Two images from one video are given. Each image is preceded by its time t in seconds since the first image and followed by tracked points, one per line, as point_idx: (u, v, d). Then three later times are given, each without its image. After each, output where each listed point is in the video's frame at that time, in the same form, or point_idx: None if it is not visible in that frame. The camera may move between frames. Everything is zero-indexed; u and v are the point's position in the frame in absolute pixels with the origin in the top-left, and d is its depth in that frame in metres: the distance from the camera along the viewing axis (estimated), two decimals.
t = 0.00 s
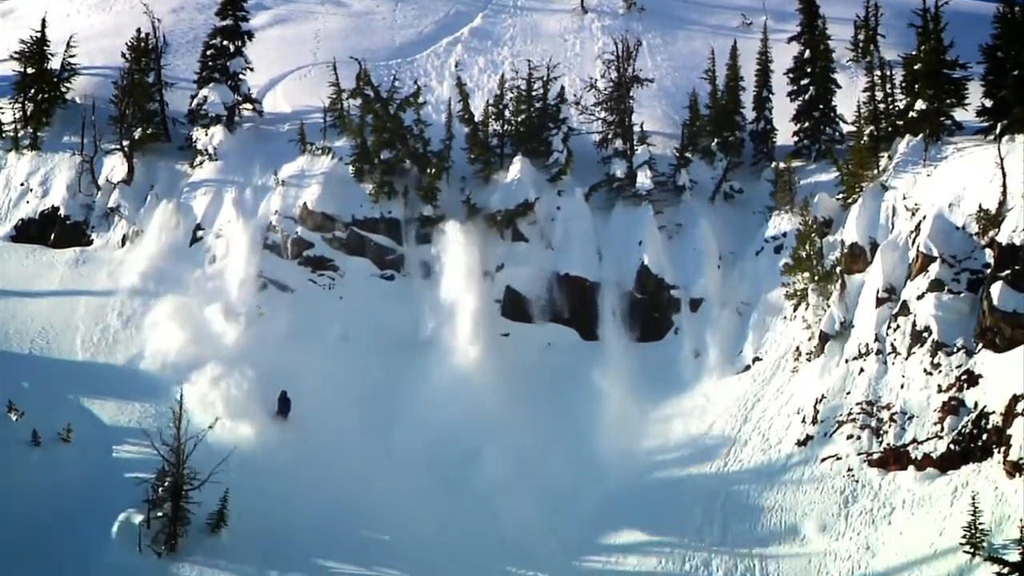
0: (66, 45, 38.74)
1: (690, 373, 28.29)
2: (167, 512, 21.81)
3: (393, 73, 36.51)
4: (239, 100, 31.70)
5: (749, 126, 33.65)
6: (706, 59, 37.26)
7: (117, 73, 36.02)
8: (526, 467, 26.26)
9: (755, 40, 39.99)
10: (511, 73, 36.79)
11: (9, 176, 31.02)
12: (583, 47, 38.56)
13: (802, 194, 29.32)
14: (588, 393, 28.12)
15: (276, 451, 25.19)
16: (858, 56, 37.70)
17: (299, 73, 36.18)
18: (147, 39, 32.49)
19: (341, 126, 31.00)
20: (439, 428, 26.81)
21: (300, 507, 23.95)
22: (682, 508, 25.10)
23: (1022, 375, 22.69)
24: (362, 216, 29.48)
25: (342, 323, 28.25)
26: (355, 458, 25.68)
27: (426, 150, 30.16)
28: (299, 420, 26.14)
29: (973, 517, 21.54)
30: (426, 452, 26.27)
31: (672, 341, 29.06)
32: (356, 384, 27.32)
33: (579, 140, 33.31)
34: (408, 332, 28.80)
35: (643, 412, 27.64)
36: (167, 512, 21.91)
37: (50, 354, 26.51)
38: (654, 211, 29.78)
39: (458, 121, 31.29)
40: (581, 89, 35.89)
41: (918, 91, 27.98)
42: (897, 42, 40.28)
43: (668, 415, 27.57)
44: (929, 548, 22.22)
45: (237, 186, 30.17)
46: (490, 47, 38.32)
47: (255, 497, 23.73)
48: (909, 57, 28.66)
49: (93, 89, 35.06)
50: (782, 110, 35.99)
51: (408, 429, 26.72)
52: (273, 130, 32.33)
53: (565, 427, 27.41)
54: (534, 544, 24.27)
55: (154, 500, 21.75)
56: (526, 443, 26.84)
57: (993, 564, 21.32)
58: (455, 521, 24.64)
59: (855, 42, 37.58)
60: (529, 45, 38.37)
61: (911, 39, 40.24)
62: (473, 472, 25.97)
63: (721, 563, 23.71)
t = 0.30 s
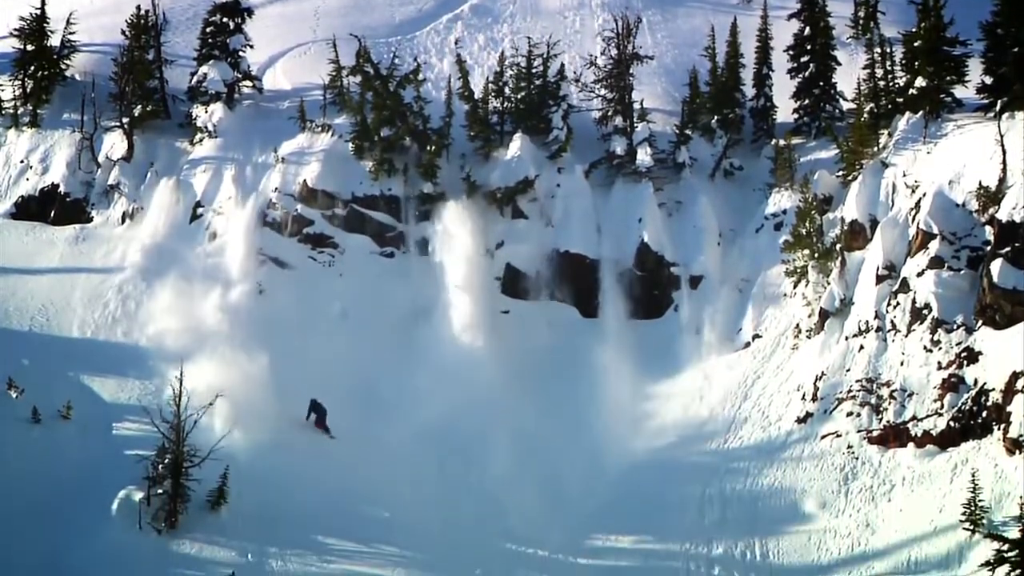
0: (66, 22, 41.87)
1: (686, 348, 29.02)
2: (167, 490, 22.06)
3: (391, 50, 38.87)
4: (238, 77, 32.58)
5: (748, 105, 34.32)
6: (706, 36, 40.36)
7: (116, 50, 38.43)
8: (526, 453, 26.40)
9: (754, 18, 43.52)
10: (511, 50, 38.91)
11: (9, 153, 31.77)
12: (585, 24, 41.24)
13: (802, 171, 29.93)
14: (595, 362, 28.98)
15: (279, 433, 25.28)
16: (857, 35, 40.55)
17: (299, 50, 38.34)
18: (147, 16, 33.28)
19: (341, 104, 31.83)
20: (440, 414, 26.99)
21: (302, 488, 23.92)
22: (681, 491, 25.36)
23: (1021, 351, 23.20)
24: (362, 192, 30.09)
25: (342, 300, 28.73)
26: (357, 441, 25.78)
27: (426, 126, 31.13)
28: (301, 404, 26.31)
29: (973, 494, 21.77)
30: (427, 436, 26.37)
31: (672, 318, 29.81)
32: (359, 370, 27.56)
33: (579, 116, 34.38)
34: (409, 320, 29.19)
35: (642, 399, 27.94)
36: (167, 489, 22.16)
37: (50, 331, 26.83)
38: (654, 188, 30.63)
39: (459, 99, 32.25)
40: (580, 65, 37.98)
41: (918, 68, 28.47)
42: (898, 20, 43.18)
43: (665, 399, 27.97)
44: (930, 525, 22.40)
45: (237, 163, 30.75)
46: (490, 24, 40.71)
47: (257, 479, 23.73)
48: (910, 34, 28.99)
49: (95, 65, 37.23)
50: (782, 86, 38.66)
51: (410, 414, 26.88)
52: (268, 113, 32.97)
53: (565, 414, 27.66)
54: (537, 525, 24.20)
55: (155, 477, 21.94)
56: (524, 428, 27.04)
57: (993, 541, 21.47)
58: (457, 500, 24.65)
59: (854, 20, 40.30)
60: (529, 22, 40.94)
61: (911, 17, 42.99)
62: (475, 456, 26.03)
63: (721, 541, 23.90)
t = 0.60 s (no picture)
0: None
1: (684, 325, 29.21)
2: (167, 467, 22.55)
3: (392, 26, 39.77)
4: (237, 54, 32.86)
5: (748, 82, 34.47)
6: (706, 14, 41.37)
7: (115, 26, 38.91)
8: (526, 433, 26.55)
9: None
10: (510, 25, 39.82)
11: (9, 131, 32.20)
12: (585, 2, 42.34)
13: (803, 148, 30.22)
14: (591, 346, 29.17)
15: (282, 414, 25.65)
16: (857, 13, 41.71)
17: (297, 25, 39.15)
18: None
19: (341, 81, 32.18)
20: (440, 394, 27.21)
21: (305, 467, 24.42)
22: (680, 469, 25.48)
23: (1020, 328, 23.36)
24: (363, 169, 30.52)
25: (342, 278, 29.07)
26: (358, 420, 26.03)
27: (426, 104, 31.52)
28: (306, 384, 26.66)
29: (974, 472, 22.02)
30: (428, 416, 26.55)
31: (672, 296, 30.05)
32: (361, 352, 27.85)
33: (579, 95, 34.60)
34: (411, 302, 29.44)
35: (641, 376, 28.17)
36: (166, 467, 22.65)
37: (50, 308, 27.31)
38: (654, 166, 30.84)
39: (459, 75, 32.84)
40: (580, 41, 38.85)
41: (919, 46, 28.59)
42: None
43: (664, 379, 28.16)
44: (930, 501, 22.78)
45: (237, 140, 31.05)
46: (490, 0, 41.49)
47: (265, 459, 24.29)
48: (911, 11, 29.37)
49: (94, 41, 37.79)
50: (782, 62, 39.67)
51: (411, 394, 27.06)
52: (269, 87, 33.39)
53: (564, 394, 27.83)
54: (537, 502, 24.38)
55: (155, 455, 22.59)
56: (525, 407, 27.26)
57: (992, 518, 21.88)
58: (460, 477, 24.96)
59: None
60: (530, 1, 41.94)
61: None
62: (475, 436, 26.20)
63: (721, 517, 24.12)
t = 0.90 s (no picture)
0: None
1: (682, 298, 29.65)
2: (167, 443, 23.63)
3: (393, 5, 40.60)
4: (238, 30, 33.57)
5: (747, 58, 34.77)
6: None
7: (113, 3, 39.24)
8: (525, 414, 26.89)
9: None
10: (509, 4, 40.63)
11: (9, 108, 32.60)
12: None
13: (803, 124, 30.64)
14: (589, 327, 29.43)
15: (287, 402, 26.21)
16: None
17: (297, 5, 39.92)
18: None
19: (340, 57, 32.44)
20: (440, 375, 27.63)
21: (312, 444, 25.32)
22: (677, 447, 25.81)
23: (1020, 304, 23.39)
24: (362, 146, 30.99)
25: (342, 254, 29.70)
26: (361, 394, 26.72)
27: (427, 81, 32.06)
28: (307, 368, 27.10)
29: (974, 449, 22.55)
30: (428, 399, 26.87)
31: (671, 271, 30.46)
32: (360, 336, 28.21)
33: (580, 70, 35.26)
34: (411, 284, 29.85)
35: (637, 350, 28.79)
36: (166, 442, 23.73)
37: (49, 284, 27.84)
38: (654, 142, 31.29)
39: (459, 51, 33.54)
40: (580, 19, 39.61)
41: (919, 22, 28.92)
42: None
43: (660, 359, 28.45)
44: (930, 479, 23.17)
45: (235, 117, 31.60)
46: None
47: (268, 441, 25.05)
48: None
49: (93, 17, 38.06)
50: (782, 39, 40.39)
51: (410, 377, 27.40)
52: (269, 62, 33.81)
53: (562, 374, 28.18)
54: (539, 487, 24.79)
55: (155, 431, 23.61)
56: (532, 380, 27.84)
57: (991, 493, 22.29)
58: (465, 452, 25.62)
59: None
60: None
61: None
62: (473, 419, 26.54)
63: (719, 491, 24.59)
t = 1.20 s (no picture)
0: None
1: (681, 278, 30.18)
2: (167, 423, 23.88)
3: None
4: (237, 10, 34.21)
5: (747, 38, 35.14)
6: None
7: None
8: (524, 395, 27.05)
9: None
10: None
11: (9, 88, 33.15)
12: None
13: (802, 104, 30.94)
14: (589, 306, 29.85)
15: (286, 383, 26.35)
16: None
17: None
18: None
19: (339, 37, 33.10)
20: (442, 354, 27.99)
21: (311, 420, 25.55)
22: (675, 426, 26.04)
23: (1019, 283, 23.34)
24: (361, 125, 31.61)
25: (342, 234, 30.08)
26: (361, 372, 27.04)
27: (426, 60, 32.65)
28: (306, 350, 27.23)
29: (972, 428, 22.32)
30: (428, 379, 27.11)
31: (671, 251, 30.94)
32: (359, 319, 28.35)
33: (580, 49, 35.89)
34: (411, 265, 30.20)
35: (634, 329, 29.18)
36: (166, 422, 23.98)
37: (49, 265, 27.90)
38: (654, 121, 31.93)
39: (459, 31, 34.13)
40: None
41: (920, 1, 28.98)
42: None
43: (660, 338, 28.72)
44: (930, 458, 23.09)
45: (235, 97, 32.26)
46: None
47: (265, 422, 25.16)
48: None
49: None
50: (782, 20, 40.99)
51: (409, 359, 27.58)
52: (269, 43, 34.51)
53: (562, 355, 28.42)
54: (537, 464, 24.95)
55: (155, 411, 23.86)
56: (530, 360, 28.09)
57: (991, 473, 22.06)
58: (463, 430, 25.81)
59: None
60: None
61: None
62: (472, 398, 26.77)
63: (718, 472, 24.63)
